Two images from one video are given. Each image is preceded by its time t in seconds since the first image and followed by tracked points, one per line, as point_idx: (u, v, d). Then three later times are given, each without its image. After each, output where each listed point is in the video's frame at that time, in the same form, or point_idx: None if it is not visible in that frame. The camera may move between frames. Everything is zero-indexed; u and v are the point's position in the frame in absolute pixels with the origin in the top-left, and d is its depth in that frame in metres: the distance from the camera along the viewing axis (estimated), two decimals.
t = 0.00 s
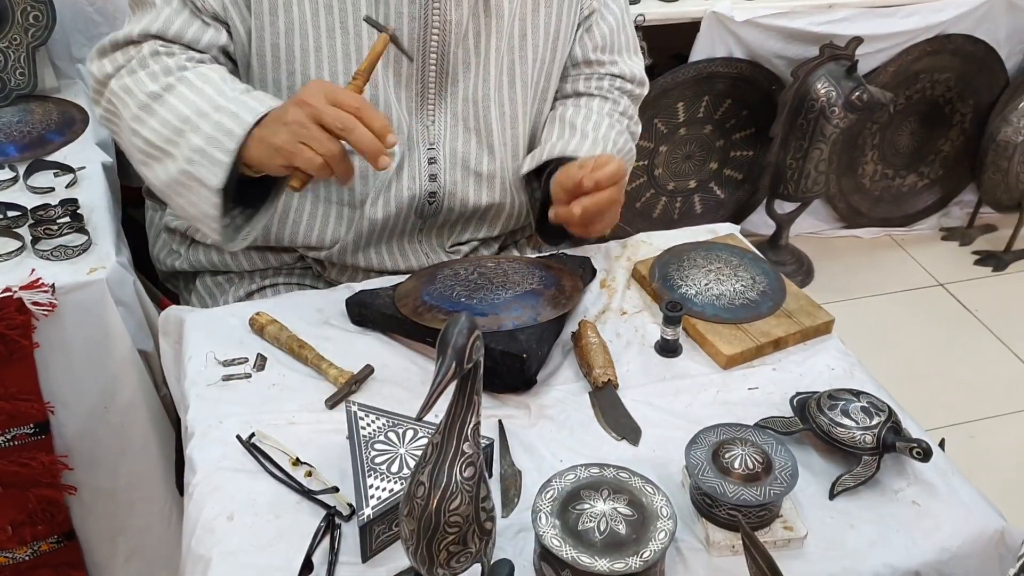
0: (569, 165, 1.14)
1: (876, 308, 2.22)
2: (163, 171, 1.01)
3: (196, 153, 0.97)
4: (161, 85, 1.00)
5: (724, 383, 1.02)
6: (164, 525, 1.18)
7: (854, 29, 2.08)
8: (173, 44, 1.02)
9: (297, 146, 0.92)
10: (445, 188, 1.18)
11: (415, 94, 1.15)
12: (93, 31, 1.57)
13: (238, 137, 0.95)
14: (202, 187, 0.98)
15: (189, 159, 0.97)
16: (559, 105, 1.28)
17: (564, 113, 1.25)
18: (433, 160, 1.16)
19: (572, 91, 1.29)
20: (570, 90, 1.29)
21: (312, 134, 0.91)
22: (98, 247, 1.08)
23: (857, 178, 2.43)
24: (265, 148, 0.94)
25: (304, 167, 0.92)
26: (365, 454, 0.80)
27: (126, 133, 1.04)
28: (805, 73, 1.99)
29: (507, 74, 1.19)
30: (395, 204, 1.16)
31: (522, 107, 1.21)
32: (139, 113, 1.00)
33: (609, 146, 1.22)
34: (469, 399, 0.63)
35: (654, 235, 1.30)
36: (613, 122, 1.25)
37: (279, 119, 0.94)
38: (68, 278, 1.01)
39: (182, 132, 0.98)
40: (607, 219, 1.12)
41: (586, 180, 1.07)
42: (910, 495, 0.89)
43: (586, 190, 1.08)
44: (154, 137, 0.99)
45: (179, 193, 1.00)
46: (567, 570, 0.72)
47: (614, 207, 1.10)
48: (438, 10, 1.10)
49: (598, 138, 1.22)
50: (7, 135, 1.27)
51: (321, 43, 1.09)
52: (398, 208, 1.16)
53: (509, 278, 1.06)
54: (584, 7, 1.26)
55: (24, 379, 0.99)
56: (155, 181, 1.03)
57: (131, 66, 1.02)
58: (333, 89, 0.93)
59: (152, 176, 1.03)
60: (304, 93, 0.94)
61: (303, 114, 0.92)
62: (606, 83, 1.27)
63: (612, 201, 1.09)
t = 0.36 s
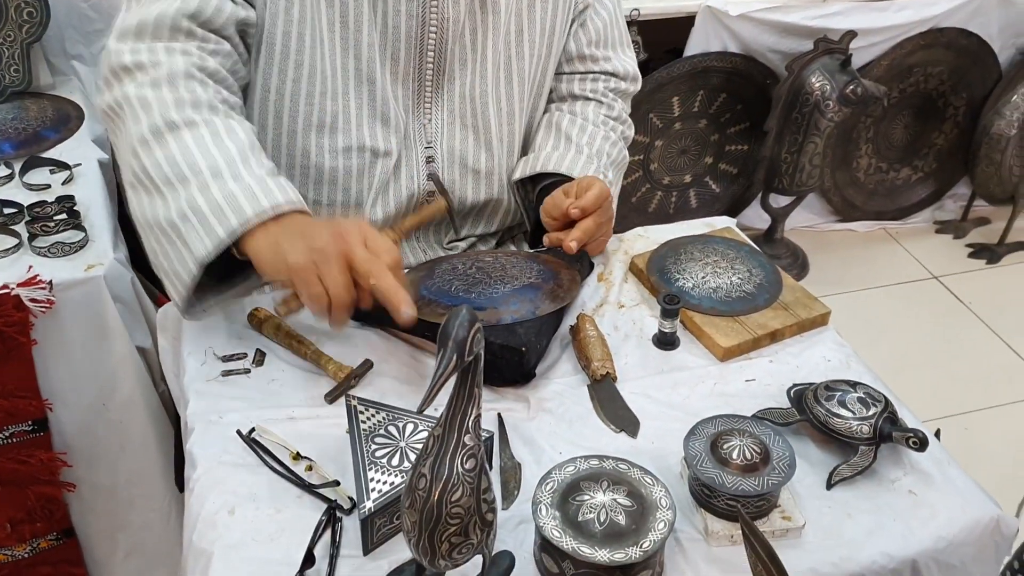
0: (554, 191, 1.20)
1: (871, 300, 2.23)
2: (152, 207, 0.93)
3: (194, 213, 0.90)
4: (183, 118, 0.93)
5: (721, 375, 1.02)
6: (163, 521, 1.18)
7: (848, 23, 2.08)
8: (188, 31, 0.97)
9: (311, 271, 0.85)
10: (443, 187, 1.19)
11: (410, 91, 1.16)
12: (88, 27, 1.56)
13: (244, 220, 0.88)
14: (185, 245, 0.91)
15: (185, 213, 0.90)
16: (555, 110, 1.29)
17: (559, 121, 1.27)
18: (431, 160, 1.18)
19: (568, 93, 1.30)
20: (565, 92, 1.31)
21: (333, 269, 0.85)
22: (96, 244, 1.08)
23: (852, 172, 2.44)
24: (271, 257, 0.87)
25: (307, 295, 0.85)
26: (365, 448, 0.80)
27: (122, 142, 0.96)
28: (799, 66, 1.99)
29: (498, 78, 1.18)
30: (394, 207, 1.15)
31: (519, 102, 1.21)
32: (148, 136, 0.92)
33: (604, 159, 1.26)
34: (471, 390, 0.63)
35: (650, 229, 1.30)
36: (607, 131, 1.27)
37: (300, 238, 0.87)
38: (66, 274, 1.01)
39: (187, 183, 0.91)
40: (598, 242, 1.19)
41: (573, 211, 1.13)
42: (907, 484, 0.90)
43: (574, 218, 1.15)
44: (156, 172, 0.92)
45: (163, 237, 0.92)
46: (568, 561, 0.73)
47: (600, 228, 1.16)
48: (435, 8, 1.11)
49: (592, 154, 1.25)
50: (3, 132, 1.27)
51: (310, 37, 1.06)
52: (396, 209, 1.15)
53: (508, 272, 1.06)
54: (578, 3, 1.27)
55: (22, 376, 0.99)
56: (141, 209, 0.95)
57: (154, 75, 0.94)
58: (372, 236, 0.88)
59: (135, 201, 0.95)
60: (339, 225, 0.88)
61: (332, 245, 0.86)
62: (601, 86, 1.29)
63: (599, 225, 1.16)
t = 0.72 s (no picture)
0: (548, 183, 1.20)
1: (864, 288, 2.24)
2: (178, 238, 0.94)
3: (217, 247, 0.91)
4: (206, 149, 0.94)
5: (718, 363, 1.03)
6: (161, 517, 1.17)
7: (838, 10, 2.08)
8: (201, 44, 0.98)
9: (322, 326, 0.86)
10: (440, 183, 1.19)
11: (407, 87, 1.15)
12: (77, 22, 1.55)
13: (269, 259, 0.89)
14: (208, 279, 0.91)
15: (208, 246, 0.91)
16: (550, 100, 1.29)
17: (553, 111, 1.27)
18: (427, 154, 1.17)
19: (562, 81, 1.30)
20: (559, 81, 1.30)
21: (345, 329, 0.86)
22: (89, 240, 1.07)
23: (843, 160, 2.44)
24: (287, 306, 0.88)
25: (317, 348, 0.87)
26: (364, 441, 0.81)
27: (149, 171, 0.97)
28: (790, 55, 1.99)
29: (495, 68, 1.17)
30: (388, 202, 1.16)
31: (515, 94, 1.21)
32: (172, 165, 0.93)
33: (598, 150, 1.26)
34: (469, 380, 0.63)
35: (645, 218, 1.30)
36: (601, 120, 1.28)
37: (318, 290, 0.88)
38: (60, 270, 1.00)
39: (211, 215, 0.92)
40: (593, 234, 1.19)
41: (566, 204, 1.13)
42: (903, 469, 0.90)
43: (568, 211, 1.15)
44: (181, 203, 0.93)
45: (188, 267, 0.93)
46: (568, 549, 0.73)
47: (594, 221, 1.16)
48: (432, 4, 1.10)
49: (586, 144, 1.25)
50: None
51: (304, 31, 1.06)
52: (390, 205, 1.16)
53: (503, 262, 1.07)
54: None
55: (17, 373, 0.99)
56: (168, 238, 0.96)
57: (176, 102, 0.95)
58: (389, 298, 0.88)
59: (162, 231, 0.97)
60: (359, 282, 0.88)
61: (348, 304, 0.86)
62: (595, 74, 1.28)
63: (592, 218, 1.16)
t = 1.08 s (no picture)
0: (540, 173, 1.19)
1: (856, 272, 2.25)
2: (172, 236, 0.94)
3: (213, 244, 0.90)
4: (199, 145, 0.93)
5: (712, 349, 1.03)
6: (157, 512, 1.17)
7: None
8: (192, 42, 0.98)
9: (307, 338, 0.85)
10: (431, 172, 1.18)
11: (397, 78, 1.14)
12: (63, 16, 1.53)
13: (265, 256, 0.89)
14: (204, 277, 0.91)
15: (204, 242, 0.90)
16: (540, 87, 1.29)
17: (543, 98, 1.26)
18: (417, 144, 1.17)
19: (552, 68, 1.30)
20: (548, 68, 1.30)
21: (331, 342, 0.85)
22: (80, 235, 1.06)
23: (833, 145, 2.44)
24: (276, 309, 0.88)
25: (304, 356, 0.87)
26: (360, 432, 0.80)
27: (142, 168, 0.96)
28: (780, 40, 1.98)
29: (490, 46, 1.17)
30: (380, 192, 1.15)
31: (506, 82, 1.20)
32: (165, 163, 0.93)
33: (589, 136, 1.26)
34: (466, 368, 0.64)
35: (637, 205, 1.30)
36: (592, 107, 1.28)
37: (306, 299, 0.86)
38: (51, 265, 1.00)
39: (205, 211, 0.91)
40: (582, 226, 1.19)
41: (558, 195, 1.13)
42: (898, 451, 0.91)
43: (559, 203, 1.14)
44: (174, 199, 0.92)
45: (182, 264, 0.93)
46: (567, 535, 0.73)
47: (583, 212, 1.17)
48: None
49: (577, 132, 1.25)
50: None
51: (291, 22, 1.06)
52: (382, 195, 1.16)
53: (496, 252, 1.06)
54: None
55: (9, 370, 0.98)
56: (162, 236, 0.95)
57: (168, 99, 0.94)
58: (378, 314, 0.86)
59: (156, 229, 0.96)
60: (348, 296, 0.86)
61: (334, 319, 0.85)
62: (584, 60, 1.28)
63: (582, 209, 1.16)
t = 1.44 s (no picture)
0: (529, 163, 1.20)
1: (845, 259, 2.26)
2: (163, 227, 0.94)
3: (204, 234, 0.90)
4: (187, 135, 0.93)
5: (703, 336, 1.04)
6: (151, 508, 1.17)
7: None
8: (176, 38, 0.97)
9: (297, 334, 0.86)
10: (419, 163, 1.18)
11: (384, 70, 1.14)
12: (49, 12, 1.52)
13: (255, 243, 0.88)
14: (197, 267, 0.91)
15: (195, 233, 0.90)
16: (527, 78, 1.29)
17: (531, 89, 1.27)
18: (406, 136, 1.17)
19: (538, 59, 1.30)
20: (535, 58, 1.30)
21: (320, 336, 0.86)
22: (69, 231, 1.06)
23: (821, 133, 2.45)
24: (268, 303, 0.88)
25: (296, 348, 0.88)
26: (353, 422, 0.81)
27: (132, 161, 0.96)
28: (766, 29, 1.99)
29: (474, 38, 1.17)
30: (368, 184, 1.15)
31: (493, 73, 1.20)
32: (154, 155, 0.93)
33: (578, 126, 1.26)
34: (459, 357, 0.64)
35: (626, 195, 1.31)
36: (579, 96, 1.28)
37: (294, 294, 0.86)
38: (41, 262, 0.99)
39: (195, 201, 0.91)
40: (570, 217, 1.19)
41: (547, 188, 1.13)
42: (888, 434, 0.92)
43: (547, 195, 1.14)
44: (164, 190, 0.92)
45: (173, 255, 0.93)
46: (560, 522, 0.74)
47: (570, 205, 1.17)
48: None
49: (566, 122, 1.25)
50: None
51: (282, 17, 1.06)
52: (371, 187, 1.16)
53: (487, 243, 1.06)
54: None
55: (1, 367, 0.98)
56: (152, 227, 0.95)
57: (156, 91, 0.94)
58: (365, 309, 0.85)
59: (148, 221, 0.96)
60: (334, 290, 0.85)
61: (321, 314, 0.85)
62: (572, 50, 1.29)
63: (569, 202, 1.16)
